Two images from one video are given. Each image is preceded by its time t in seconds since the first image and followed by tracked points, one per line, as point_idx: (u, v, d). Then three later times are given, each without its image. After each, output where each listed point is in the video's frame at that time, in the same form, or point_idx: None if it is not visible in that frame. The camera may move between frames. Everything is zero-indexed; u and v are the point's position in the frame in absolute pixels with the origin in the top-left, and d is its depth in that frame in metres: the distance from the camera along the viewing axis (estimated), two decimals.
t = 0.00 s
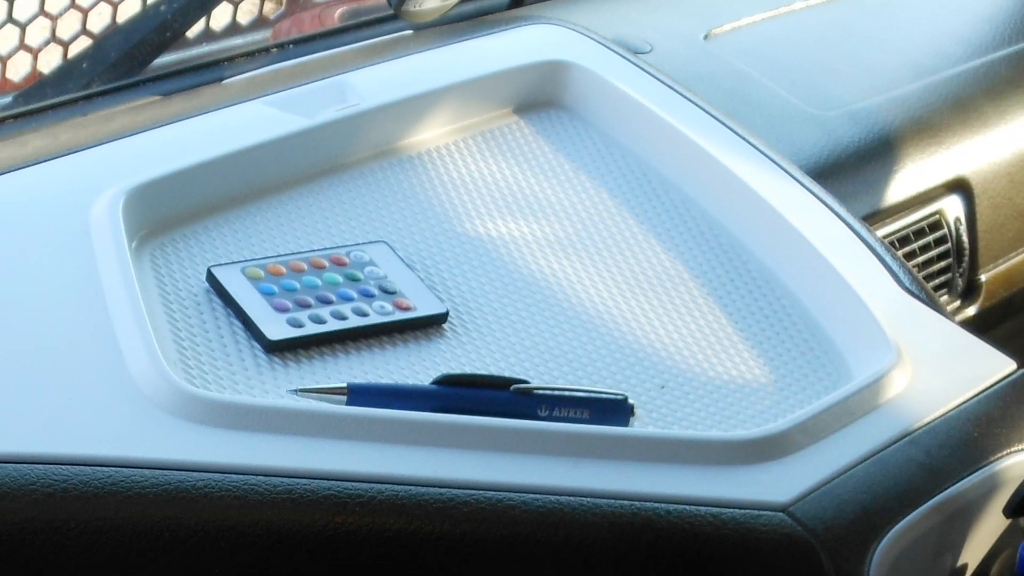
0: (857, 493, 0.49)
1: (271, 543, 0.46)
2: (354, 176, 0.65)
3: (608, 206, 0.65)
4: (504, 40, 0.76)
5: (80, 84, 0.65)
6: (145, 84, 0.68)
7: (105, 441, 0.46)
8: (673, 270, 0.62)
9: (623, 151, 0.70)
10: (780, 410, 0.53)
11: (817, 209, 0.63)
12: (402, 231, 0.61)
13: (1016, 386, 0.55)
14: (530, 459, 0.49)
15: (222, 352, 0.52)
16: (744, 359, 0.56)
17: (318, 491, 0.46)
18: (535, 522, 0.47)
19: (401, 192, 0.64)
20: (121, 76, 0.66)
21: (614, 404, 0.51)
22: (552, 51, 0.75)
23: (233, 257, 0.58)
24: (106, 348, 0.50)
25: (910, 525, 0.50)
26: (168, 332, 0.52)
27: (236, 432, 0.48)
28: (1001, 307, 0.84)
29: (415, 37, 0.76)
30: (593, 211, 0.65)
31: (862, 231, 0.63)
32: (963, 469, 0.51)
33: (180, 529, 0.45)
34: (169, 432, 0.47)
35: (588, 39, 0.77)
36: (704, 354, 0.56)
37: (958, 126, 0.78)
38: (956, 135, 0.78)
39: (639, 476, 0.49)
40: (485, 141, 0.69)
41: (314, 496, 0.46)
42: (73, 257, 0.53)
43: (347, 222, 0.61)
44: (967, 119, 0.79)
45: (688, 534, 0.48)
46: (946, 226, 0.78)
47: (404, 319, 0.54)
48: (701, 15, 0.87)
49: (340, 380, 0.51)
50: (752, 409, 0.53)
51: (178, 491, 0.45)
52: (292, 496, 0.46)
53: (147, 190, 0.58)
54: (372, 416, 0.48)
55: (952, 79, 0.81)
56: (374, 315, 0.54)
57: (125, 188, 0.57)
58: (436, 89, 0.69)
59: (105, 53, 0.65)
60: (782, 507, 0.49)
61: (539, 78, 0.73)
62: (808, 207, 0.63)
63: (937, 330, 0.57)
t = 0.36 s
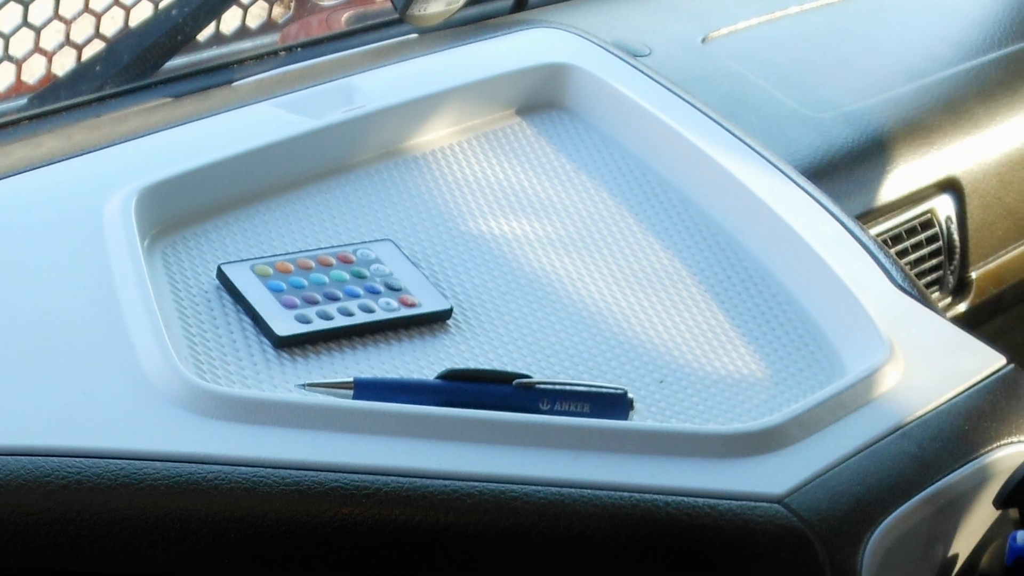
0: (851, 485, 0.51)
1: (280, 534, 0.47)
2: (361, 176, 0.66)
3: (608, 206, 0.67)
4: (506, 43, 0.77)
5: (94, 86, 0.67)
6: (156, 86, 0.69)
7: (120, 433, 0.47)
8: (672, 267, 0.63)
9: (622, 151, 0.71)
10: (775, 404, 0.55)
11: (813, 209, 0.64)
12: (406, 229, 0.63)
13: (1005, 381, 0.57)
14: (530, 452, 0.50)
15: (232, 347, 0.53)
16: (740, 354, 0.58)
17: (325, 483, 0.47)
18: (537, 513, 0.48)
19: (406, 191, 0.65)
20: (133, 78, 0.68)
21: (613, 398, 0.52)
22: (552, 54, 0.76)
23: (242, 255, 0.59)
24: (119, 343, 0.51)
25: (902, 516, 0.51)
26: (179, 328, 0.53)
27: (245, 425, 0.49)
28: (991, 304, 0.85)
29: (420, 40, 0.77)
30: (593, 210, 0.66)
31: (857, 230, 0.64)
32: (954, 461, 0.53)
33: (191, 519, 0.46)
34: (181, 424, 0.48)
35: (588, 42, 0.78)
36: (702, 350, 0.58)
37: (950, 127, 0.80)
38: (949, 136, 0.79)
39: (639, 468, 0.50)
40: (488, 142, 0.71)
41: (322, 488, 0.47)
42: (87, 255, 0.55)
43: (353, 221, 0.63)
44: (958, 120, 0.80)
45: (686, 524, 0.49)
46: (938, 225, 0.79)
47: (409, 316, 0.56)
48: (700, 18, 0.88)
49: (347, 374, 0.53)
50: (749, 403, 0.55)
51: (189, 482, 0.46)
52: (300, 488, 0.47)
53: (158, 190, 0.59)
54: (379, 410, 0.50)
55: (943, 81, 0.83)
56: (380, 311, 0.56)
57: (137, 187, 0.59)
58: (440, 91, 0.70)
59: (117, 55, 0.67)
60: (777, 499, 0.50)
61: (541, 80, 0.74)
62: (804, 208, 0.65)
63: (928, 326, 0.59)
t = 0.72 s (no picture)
0: (845, 477, 0.52)
1: (288, 525, 0.48)
2: (367, 176, 0.67)
3: (609, 205, 0.68)
4: (509, 46, 0.79)
5: (107, 89, 0.68)
6: (168, 88, 0.70)
7: (135, 427, 0.49)
8: (670, 265, 0.64)
9: (623, 152, 0.72)
10: (771, 398, 0.56)
11: (809, 208, 0.66)
12: (412, 227, 0.64)
13: (995, 375, 0.58)
14: (532, 444, 0.52)
15: (242, 343, 0.55)
16: (736, 350, 0.59)
17: (333, 475, 0.49)
18: (539, 504, 0.49)
19: (411, 191, 0.67)
20: (145, 81, 0.69)
21: (613, 392, 0.54)
22: (554, 57, 0.77)
23: (252, 253, 0.60)
24: (132, 340, 0.52)
25: (894, 508, 0.53)
26: (190, 324, 0.54)
27: (256, 419, 0.50)
28: (981, 300, 0.87)
29: (426, 43, 0.79)
30: (593, 209, 0.67)
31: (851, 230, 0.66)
32: (945, 454, 0.54)
33: (202, 510, 0.47)
34: (193, 418, 0.50)
35: (589, 46, 0.79)
36: (700, 345, 0.59)
37: (942, 127, 0.81)
38: (942, 136, 0.81)
39: (638, 460, 0.52)
40: (492, 142, 0.72)
41: (330, 479, 0.48)
42: (101, 253, 0.56)
43: (360, 220, 0.64)
44: (950, 121, 0.82)
45: (684, 516, 0.50)
46: (930, 224, 0.80)
47: (414, 312, 0.57)
48: (699, 22, 0.90)
49: (354, 369, 0.54)
50: (746, 397, 0.56)
51: (200, 474, 0.48)
52: (308, 480, 0.48)
53: (170, 189, 0.61)
54: (386, 405, 0.51)
55: (937, 83, 0.84)
56: (386, 307, 0.57)
57: (149, 187, 0.60)
58: (445, 93, 0.71)
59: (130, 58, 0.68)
60: (773, 490, 0.51)
61: (542, 83, 0.76)
62: (800, 208, 0.66)
63: (920, 322, 0.60)
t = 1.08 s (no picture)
0: (839, 468, 0.54)
1: (297, 515, 0.49)
2: (374, 176, 0.69)
3: (609, 204, 0.69)
4: (511, 49, 0.80)
5: (121, 91, 0.69)
6: (181, 90, 0.72)
7: (149, 420, 0.50)
8: (669, 262, 0.66)
9: (623, 152, 0.74)
10: (767, 391, 0.58)
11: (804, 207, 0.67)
12: (417, 226, 0.65)
13: (985, 369, 0.60)
14: (533, 436, 0.53)
15: (252, 338, 0.56)
16: (733, 345, 0.61)
17: (340, 466, 0.50)
18: (541, 495, 0.51)
19: (417, 190, 0.68)
20: (157, 83, 0.70)
21: (613, 386, 0.55)
22: (555, 60, 0.79)
23: (261, 251, 0.62)
24: (145, 335, 0.54)
25: (887, 498, 0.54)
26: (201, 320, 0.56)
27: (266, 412, 0.52)
28: (971, 296, 0.88)
29: (431, 47, 0.80)
30: (594, 209, 0.69)
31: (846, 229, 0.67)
32: (936, 446, 0.56)
33: (213, 501, 0.49)
34: (205, 411, 0.51)
35: (589, 49, 0.81)
36: (698, 341, 0.60)
37: (934, 128, 0.83)
38: (935, 138, 0.83)
39: (638, 452, 0.53)
40: (495, 143, 0.73)
41: (337, 471, 0.50)
42: (114, 251, 0.58)
43: (366, 219, 0.65)
44: (941, 122, 0.83)
45: (682, 506, 0.52)
46: (921, 222, 0.82)
47: (420, 308, 0.59)
48: (698, 25, 0.91)
49: (361, 363, 0.55)
50: (742, 390, 0.58)
51: (211, 466, 0.49)
52: (316, 471, 0.50)
53: (182, 189, 0.62)
54: (392, 398, 0.53)
55: (930, 85, 0.86)
56: (392, 304, 0.59)
57: (161, 187, 0.61)
58: (450, 95, 0.73)
59: (144, 61, 0.69)
60: (768, 482, 0.53)
61: (544, 85, 0.77)
62: (796, 208, 0.68)
63: (912, 319, 0.62)
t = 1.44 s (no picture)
0: (832, 460, 0.55)
1: (305, 506, 0.51)
2: (381, 176, 0.70)
3: (609, 203, 0.71)
4: (513, 53, 0.82)
5: (134, 93, 0.71)
6: (192, 93, 0.73)
7: (164, 413, 0.52)
8: (668, 260, 0.67)
9: (623, 153, 0.75)
10: (762, 385, 0.59)
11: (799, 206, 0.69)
12: (422, 224, 0.67)
13: (974, 363, 0.62)
14: (535, 429, 0.55)
15: (262, 333, 0.58)
16: (729, 340, 0.62)
17: (347, 459, 0.52)
18: (543, 486, 0.52)
19: (422, 190, 0.70)
20: (169, 86, 0.72)
21: (613, 380, 0.57)
22: (557, 63, 0.80)
23: (271, 249, 0.63)
24: (157, 331, 0.55)
25: (878, 490, 0.56)
26: (213, 316, 0.57)
27: (276, 405, 0.53)
28: (962, 294, 0.91)
29: (435, 50, 0.82)
30: (595, 208, 0.70)
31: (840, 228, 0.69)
32: (927, 439, 0.57)
33: (224, 492, 0.50)
34: (218, 404, 0.53)
35: (590, 52, 0.83)
36: (696, 336, 0.62)
37: (925, 129, 0.85)
38: (927, 138, 0.84)
39: (637, 444, 0.55)
40: (498, 144, 0.75)
41: (345, 463, 0.51)
42: (128, 249, 0.59)
43: (373, 217, 0.67)
44: (933, 123, 0.85)
45: (680, 497, 0.53)
46: (913, 220, 0.83)
47: (425, 304, 0.60)
48: (697, 29, 0.93)
49: (368, 358, 0.57)
50: (738, 384, 0.59)
51: (222, 458, 0.51)
52: (324, 463, 0.51)
53: (193, 188, 0.64)
54: (398, 391, 0.54)
55: (922, 87, 0.88)
56: (398, 300, 0.60)
57: (172, 186, 0.63)
58: (454, 97, 0.74)
59: (156, 65, 0.71)
60: (764, 473, 0.54)
61: (546, 87, 0.79)
62: (792, 207, 0.69)
63: (904, 315, 0.63)
